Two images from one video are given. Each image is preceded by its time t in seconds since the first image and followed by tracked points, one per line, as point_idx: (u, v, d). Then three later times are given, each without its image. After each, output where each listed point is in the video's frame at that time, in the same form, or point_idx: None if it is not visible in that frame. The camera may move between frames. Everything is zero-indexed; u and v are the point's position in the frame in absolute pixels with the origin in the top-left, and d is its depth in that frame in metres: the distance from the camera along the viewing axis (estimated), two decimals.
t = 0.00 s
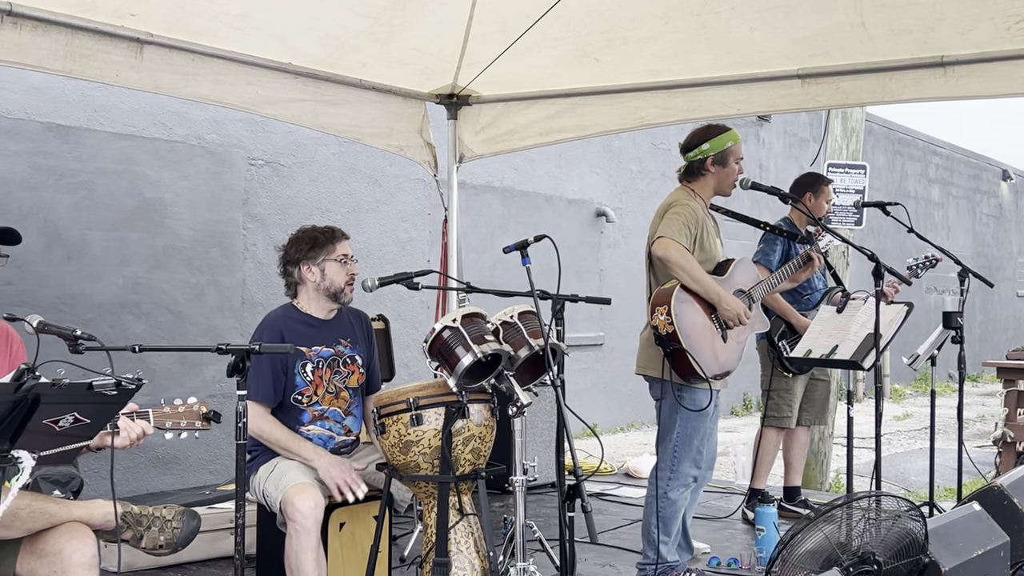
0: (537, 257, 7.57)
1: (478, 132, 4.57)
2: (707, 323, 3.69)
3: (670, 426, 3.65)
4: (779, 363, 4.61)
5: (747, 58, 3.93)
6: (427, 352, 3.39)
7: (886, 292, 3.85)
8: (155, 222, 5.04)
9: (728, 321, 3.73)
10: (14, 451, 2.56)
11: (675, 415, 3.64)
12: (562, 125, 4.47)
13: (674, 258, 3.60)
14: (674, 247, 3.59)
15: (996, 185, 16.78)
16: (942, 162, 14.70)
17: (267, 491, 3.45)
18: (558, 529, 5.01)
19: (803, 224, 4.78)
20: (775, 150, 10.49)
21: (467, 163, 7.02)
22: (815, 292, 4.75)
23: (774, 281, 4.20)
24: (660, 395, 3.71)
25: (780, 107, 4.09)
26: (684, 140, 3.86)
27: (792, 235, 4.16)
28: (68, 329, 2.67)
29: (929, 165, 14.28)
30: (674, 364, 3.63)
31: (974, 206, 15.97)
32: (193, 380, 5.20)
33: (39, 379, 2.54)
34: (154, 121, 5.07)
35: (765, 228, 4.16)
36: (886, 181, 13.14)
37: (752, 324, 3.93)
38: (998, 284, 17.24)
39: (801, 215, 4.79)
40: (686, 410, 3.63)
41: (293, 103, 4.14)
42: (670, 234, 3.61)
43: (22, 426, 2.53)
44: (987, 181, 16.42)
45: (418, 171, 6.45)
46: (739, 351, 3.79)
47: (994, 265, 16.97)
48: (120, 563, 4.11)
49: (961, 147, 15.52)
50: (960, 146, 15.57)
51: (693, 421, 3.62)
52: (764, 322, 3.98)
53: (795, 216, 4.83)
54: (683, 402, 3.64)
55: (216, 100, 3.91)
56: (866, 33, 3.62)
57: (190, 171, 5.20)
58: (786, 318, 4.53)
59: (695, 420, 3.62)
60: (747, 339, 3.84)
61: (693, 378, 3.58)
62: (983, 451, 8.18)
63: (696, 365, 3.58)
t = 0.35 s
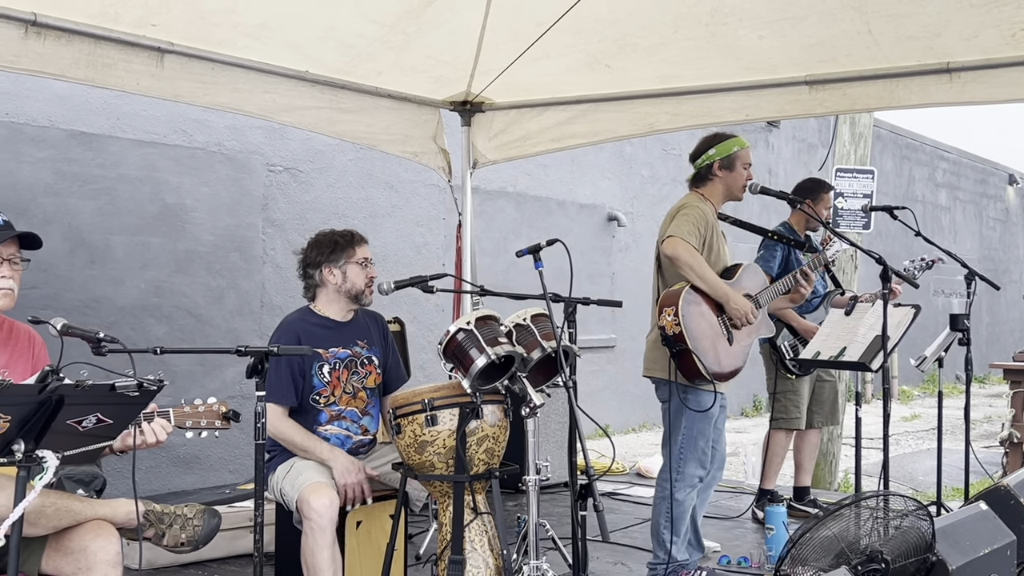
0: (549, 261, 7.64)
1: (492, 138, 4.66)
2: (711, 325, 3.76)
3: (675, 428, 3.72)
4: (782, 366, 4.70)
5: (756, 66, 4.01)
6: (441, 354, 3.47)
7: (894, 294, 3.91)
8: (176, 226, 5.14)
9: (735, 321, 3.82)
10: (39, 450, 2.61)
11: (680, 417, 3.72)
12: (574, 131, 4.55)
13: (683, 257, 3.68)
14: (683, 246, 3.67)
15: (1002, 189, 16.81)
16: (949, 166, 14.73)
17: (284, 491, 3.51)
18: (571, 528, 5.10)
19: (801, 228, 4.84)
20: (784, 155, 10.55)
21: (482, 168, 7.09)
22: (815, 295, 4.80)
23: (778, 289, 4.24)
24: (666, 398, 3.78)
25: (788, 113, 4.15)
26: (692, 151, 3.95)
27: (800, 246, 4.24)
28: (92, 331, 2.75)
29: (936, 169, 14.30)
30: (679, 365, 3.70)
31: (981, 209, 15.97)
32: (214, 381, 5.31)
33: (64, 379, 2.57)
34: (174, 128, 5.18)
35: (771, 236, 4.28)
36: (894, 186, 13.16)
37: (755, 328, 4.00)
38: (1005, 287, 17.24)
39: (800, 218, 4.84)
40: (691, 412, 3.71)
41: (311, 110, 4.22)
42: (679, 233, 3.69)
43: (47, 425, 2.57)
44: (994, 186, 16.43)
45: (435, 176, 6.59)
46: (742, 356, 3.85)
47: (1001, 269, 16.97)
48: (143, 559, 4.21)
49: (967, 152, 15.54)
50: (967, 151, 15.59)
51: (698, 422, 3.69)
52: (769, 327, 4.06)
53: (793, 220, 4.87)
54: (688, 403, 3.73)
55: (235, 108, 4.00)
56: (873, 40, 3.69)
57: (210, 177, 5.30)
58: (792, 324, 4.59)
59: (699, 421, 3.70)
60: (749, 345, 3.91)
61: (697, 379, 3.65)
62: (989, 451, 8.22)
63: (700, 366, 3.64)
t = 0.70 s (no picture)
0: (562, 264, 7.72)
1: (506, 143, 4.74)
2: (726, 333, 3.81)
3: (693, 430, 3.78)
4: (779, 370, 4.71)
5: (766, 72, 4.07)
6: (455, 357, 3.54)
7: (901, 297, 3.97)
8: (196, 231, 5.24)
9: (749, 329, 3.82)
10: (62, 450, 2.63)
11: (697, 420, 3.77)
12: (586, 136, 4.63)
13: (698, 273, 3.74)
14: (697, 260, 3.73)
15: (1009, 193, 16.84)
16: (958, 170, 14.76)
17: (302, 490, 3.60)
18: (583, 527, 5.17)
19: (801, 227, 4.92)
20: (793, 160, 10.63)
21: (495, 174, 7.16)
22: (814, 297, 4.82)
23: (785, 292, 4.25)
24: (682, 401, 3.86)
25: (798, 118, 4.22)
26: (705, 152, 3.99)
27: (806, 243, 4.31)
28: (114, 334, 2.81)
29: (944, 173, 14.34)
30: (694, 374, 3.79)
31: (989, 213, 15.99)
32: (233, 383, 5.40)
33: (86, 381, 2.56)
34: (195, 135, 5.28)
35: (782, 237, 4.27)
36: (904, 188, 13.18)
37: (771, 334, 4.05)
38: (1013, 290, 17.25)
39: (798, 217, 4.91)
40: (709, 415, 3.76)
41: (327, 117, 4.31)
42: (693, 248, 3.75)
43: (69, 427, 2.58)
44: (1001, 190, 16.44)
45: (449, 182, 6.71)
46: (759, 361, 3.91)
47: (1009, 272, 16.98)
48: (164, 557, 4.29)
49: (976, 156, 15.57)
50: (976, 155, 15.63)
51: (716, 425, 3.74)
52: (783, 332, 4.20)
53: (792, 219, 4.95)
54: (704, 407, 3.78)
55: (254, 115, 4.08)
56: (882, 46, 3.74)
57: (229, 182, 5.41)
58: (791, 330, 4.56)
59: (717, 423, 3.75)
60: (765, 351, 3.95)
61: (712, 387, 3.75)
62: (997, 451, 8.26)
63: (716, 376, 3.74)
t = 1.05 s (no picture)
0: (573, 267, 7.79)
1: (518, 148, 4.83)
2: (741, 334, 3.88)
3: (725, 431, 3.81)
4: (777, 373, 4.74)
5: (775, 77, 4.13)
6: (469, 358, 3.61)
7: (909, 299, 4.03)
8: (215, 235, 5.34)
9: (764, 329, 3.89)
10: (83, 450, 2.64)
11: (729, 422, 3.80)
12: (597, 141, 4.71)
13: (704, 279, 3.82)
14: (702, 269, 3.81)
15: (1016, 197, 16.87)
16: (965, 174, 14.81)
17: (324, 487, 3.66)
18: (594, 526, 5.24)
19: (803, 231, 5.00)
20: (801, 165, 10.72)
21: (508, 178, 7.24)
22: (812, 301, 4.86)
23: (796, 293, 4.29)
24: (709, 407, 3.87)
25: (806, 122, 4.27)
26: (704, 164, 4.07)
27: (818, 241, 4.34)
28: (134, 336, 2.87)
29: (951, 177, 14.37)
30: (717, 377, 3.85)
31: (995, 217, 16.01)
32: (251, 384, 5.50)
33: (108, 381, 2.63)
34: (213, 141, 5.39)
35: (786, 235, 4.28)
36: (909, 194, 13.21)
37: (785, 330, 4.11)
38: (1019, 293, 17.26)
39: (802, 223, 5.00)
40: (738, 416, 3.79)
41: (342, 122, 4.39)
42: (698, 255, 3.83)
43: (91, 427, 2.62)
44: (1007, 194, 16.47)
45: (462, 187, 6.82)
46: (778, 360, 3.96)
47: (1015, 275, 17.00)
48: (184, 555, 4.39)
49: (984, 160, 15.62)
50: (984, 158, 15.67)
51: (747, 427, 3.77)
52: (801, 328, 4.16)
53: (794, 224, 5.03)
54: (734, 409, 3.81)
55: (270, 120, 4.17)
56: (888, 52, 3.80)
57: (247, 187, 5.51)
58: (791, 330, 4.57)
59: (748, 425, 3.78)
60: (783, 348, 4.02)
61: (737, 388, 3.79)
62: (1003, 452, 8.29)
63: (739, 376, 3.79)
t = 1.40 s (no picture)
0: (584, 269, 7.86)
1: (529, 153, 4.90)
2: (740, 335, 3.96)
3: (725, 432, 3.86)
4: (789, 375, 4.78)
5: (783, 83, 4.19)
6: (481, 359, 3.68)
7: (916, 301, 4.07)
8: (231, 238, 5.44)
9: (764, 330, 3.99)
10: (103, 449, 2.71)
11: (728, 423, 3.86)
12: (607, 145, 4.77)
13: (706, 279, 3.87)
14: (705, 268, 3.86)
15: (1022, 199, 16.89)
16: (972, 176, 14.84)
17: (335, 486, 3.72)
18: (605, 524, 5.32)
19: (807, 233, 5.08)
20: (808, 168, 10.85)
21: (519, 182, 7.31)
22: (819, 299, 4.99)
23: (797, 297, 4.35)
24: (708, 407, 3.93)
25: (813, 126, 4.33)
26: (713, 165, 4.11)
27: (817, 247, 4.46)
28: (152, 336, 2.89)
29: (958, 179, 14.41)
30: (716, 378, 3.89)
31: (1000, 220, 16.01)
32: (267, 384, 5.60)
33: (127, 382, 2.66)
34: (230, 146, 5.48)
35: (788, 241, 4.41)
36: (915, 197, 13.22)
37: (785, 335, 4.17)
38: None
39: (805, 225, 5.06)
40: (737, 416, 3.86)
41: (355, 127, 4.47)
42: (700, 255, 3.88)
43: (111, 427, 2.67)
44: (1012, 196, 16.48)
45: (473, 190, 6.91)
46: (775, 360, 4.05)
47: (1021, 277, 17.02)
48: (201, 552, 4.47)
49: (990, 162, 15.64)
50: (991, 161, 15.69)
51: (746, 427, 3.84)
52: (799, 330, 4.31)
53: (797, 226, 5.09)
54: (733, 410, 3.87)
55: (285, 125, 4.24)
56: (895, 58, 3.85)
57: (263, 191, 5.60)
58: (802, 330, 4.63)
59: (746, 425, 3.85)
60: (780, 349, 4.10)
61: (735, 389, 3.85)
62: (1009, 452, 8.33)
63: (738, 377, 3.84)
